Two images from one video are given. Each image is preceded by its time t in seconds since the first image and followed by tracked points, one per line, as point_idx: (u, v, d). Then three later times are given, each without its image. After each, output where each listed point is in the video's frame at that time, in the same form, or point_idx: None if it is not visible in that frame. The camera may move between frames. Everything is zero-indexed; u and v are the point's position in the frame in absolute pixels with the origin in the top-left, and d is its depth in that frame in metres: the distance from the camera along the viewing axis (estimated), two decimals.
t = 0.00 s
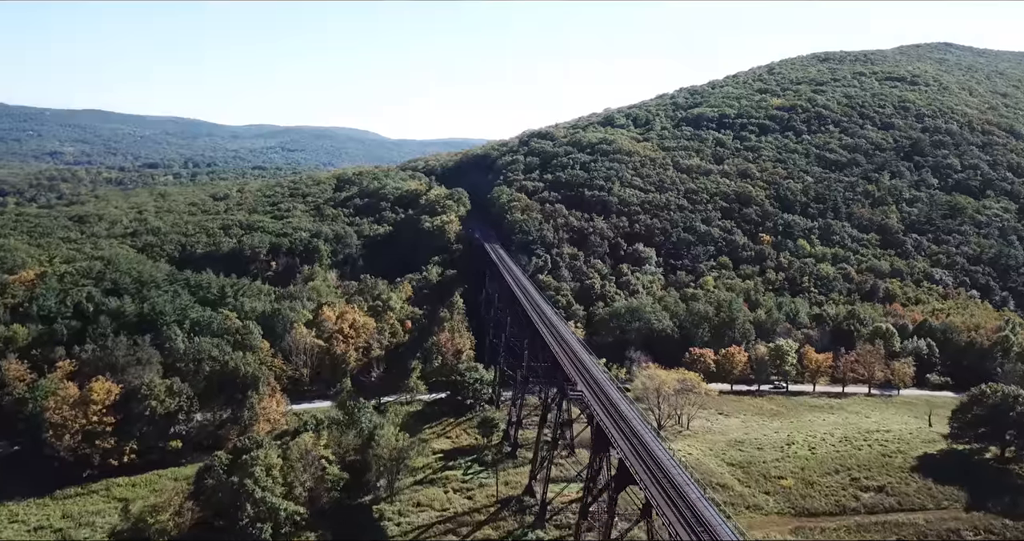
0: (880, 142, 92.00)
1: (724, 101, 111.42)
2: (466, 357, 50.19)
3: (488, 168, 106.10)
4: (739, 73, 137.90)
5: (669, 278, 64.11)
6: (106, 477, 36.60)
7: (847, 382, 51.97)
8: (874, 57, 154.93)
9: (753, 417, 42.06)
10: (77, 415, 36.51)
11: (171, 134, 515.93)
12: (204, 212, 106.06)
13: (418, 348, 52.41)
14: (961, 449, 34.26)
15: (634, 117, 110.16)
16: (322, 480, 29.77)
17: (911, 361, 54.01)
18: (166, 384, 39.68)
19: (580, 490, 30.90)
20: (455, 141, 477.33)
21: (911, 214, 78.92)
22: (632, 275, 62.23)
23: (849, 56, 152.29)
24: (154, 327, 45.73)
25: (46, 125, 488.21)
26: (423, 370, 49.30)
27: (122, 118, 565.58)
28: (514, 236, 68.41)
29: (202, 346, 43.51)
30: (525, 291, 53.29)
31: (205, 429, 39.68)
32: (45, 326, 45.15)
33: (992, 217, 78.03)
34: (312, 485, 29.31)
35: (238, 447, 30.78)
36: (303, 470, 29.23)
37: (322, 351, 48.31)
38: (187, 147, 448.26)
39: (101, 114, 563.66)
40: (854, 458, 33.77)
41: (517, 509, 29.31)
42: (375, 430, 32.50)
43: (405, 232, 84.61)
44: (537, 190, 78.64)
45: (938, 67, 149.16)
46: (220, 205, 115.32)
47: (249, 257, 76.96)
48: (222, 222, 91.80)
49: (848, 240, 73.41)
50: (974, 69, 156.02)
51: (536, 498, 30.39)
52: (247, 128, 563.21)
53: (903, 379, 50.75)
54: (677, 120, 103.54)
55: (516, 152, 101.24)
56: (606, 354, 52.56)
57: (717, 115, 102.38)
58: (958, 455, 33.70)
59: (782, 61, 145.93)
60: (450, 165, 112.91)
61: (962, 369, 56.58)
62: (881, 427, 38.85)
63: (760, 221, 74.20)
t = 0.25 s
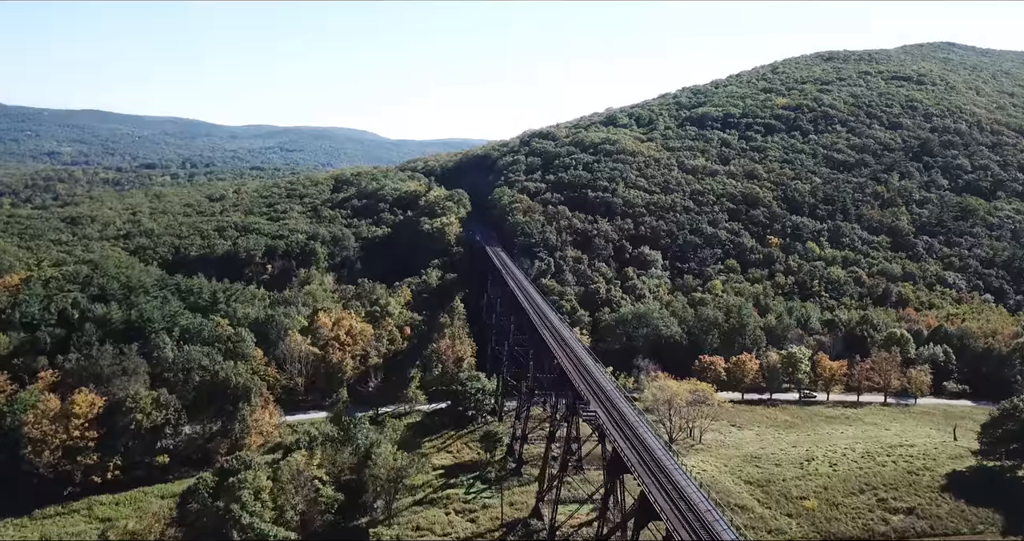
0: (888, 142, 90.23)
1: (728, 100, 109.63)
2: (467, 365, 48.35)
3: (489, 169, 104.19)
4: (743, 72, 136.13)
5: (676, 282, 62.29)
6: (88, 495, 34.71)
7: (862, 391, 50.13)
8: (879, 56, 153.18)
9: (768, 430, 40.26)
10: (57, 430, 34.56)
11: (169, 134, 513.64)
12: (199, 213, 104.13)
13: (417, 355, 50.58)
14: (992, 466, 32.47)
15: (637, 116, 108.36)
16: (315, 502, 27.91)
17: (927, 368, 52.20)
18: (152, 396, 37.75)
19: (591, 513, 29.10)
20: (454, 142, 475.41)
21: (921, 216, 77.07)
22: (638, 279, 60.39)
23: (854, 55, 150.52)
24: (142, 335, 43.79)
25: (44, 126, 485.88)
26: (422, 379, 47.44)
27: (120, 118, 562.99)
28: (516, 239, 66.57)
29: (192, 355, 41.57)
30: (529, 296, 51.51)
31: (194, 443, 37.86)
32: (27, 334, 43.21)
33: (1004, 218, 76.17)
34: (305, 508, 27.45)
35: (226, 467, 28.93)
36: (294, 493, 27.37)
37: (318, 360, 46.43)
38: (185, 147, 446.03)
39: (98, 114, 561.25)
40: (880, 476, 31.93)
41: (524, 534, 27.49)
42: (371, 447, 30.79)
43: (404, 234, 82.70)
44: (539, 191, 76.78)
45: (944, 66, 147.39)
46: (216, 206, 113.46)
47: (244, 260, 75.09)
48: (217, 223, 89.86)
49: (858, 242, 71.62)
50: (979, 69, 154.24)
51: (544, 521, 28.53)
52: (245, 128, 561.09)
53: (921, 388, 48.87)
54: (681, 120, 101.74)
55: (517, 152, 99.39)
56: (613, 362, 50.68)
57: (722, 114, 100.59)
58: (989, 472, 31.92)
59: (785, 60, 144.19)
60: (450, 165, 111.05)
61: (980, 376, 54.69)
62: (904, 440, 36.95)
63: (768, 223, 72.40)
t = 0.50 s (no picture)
0: (897, 142, 88.39)
1: (732, 99, 107.77)
2: (468, 374, 46.49)
3: (489, 169, 102.30)
4: (746, 72, 134.30)
5: (683, 287, 60.44)
6: (67, 516, 32.82)
7: (879, 401, 48.23)
8: (884, 55, 151.27)
9: (784, 444, 38.41)
10: (35, 446, 32.60)
11: (167, 134, 511.35)
12: (194, 215, 102.15)
13: (417, 363, 48.73)
14: None
15: (640, 116, 106.51)
16: (308, 528, 26.11)
17: (945, 377, 50.33)
18: (138, 408, 35.81)
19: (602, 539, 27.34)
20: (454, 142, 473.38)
21: (933, 218, 75.16)
22: (645, 283, 58.56)
23: (858, 54, 148.63)
24: (128, 343, 41.88)
25: (41, 125, 483.44)
26: (422, 388, 45.59)
27: (118, 118, 560.45)
28: (518, 241, 64.73)
29: (181, 365, 39.64)
30: (533, 301, 49.63)
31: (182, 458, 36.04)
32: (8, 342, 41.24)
33: (1018, 219, 74.27)
34: (295, 535, 25.66)
35: (212, 492, 27.05)
36: (285, 518, 25.57)
37: (313, 369, 44.54)
38: (183, 147, 443.76)
39: (96, 114, 558.83)
40: (908, 496, 30.08)
41: None
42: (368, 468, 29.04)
43: (403, 236, 80.80)
44: (542, 192, 74.93)
45: (950, 66, 145.52)
46: (211, 206, 111.52)
47: (238, 263, 73.18)
48: (212, 225, 87.89)
49: (869, 245, 69.77)
50: (986, 68, 152.28)
51: None
52: (244, 128, 558.64)
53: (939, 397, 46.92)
54: (685, 119, 99.91)
55: (518, 153, 97.53)
56: (620, 370, 48.81)
57: (726, 114, 98.76)
58: None
59: (789, 60, 142.36)
60: (450, 166, 109.15)
61: (999, 384, 52.76)
62: (930, 456, 35.09)
63: (777, 225, 70.57)
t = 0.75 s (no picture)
0: (907, 142, 86.52)
1: (738, 99, 105.89)
2: (470, 383, 44.66)
3: (490, 170, 100.40)
4: (751, 71, 132.45)
5: (691, 291, 58.58)
6: (46, 538, 30.91)
7: (897, 411, 46.33)
8: (889, 53, 149.40)
9: (802, 459, 36.57)
10: (12, 463, 30.66)
11: (166, 135, 509.53)
12: (190, 217, 100.20)
13: (416, 372, 46.90)
14: None
15: (644, 116, 104.68)
16: None
17: (965, 385, 48.49)
18: (123, 422, 33.94)
19: None
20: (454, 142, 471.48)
21: (946, 219, 73.20)
22: (652, 288, 56.73)
23: (863, 53, 146.73)
24: (115, 352, 39.97)
25: (39, 126, 481.43)
26: (422, 399, 43.77)
27: (116, 118, 558.24)
28: (521, 245, 62.93)
29: (169, 375, 37.72)
30: (539, 308, 47.71)
31: (169, 475, 34.18)
32: None
33: None
34: None
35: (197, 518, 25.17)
36: None
37: (308, 379, 42.69)
38: (182, 147, 441.83)
39: (95, 114, 556.69)
40: (940, 518, 28.23)
41: None
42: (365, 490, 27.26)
43: (402, 238, 78.93)
44: (545, 193, 73.07)
45: (956, 65, 143.69)
46: (208, 208, 109.66)
47: (233, 266, 71.27)
48: (207, 227, 85.96)
49: (881, 247, 67.91)
50: (992, 67, 150.38)
51: None
52: (243, 128, 556.56)
53: (961, 407, 45.03)
54: (690, 119, 98.07)
55: (520, 153, 95.69)
56: (627, 379, 46.94)
57: (732, 113, 96.94)
58: None
59: (794, 58, 140.57)
60: (451, 166, 107.26)
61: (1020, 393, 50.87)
62: (959, 473, 33.18)
63: (786, 227, 68.73)
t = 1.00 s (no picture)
0: (916, 142, 84.65)
1: (743, 98, 104.02)
2: (472, 394, 42.80)
3: (491, 170, 98.52)
4: (755, 69, 130.57)
5: (700, 297, 56.71)
6: None
7: (917, 422, 44.38)
8: (894, 52, 147.61)
9: (822, 475, 34.74)
10: None
11: (164, 134, 507.11)
12: (184, 218, 98.15)
13: (415, 381, 44.98)
14: None
15: (647, 115, 102.80)
16: None
17: (986, 395, 46.60)
18: (105, 439, 32.04)
19: None
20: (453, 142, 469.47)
21: (959, 220, 71.15)
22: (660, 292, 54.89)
23: (868, 52, 144.90)
24: (99, 362, 38.06)
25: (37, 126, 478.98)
26: (421, 410, 41.90)
27: (114, 118, 555.59)
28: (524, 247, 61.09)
29: (155, 387, 35.92)
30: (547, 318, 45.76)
31: (154, 493, 32.26)
32: None
33: None
34: None
35: None
36: None
37: (302, 389, 40.82)
38: (180, 147, 439.67)
39: (92, 114, 554.21)
40: None
41: None
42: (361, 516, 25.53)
43: (401, 240, 76.96)
44: (548, 194, 71.14)
45: (962, 64, 141.89)
46: (204, 208, 107.60)
47: (227, 269, 69.31)
48: (201, 228, 83.97)
49: (893, 250, 66.05)
50: (998, 66, 148.60)
51: None
52: (241, 128, 554.15)
53: (983, 417, 43.12)
54: (695, 118, 96.22)
55: (521, 153, 93.81)
56: (636, 388, 45.07)
57: (737, 112, 95.09)
58: None
59: (798, 57, 138.80)
60: (451, 166, 105.33)
61: None
62: (991, 493, 31.33)
63: (796, 229, 66.88)
